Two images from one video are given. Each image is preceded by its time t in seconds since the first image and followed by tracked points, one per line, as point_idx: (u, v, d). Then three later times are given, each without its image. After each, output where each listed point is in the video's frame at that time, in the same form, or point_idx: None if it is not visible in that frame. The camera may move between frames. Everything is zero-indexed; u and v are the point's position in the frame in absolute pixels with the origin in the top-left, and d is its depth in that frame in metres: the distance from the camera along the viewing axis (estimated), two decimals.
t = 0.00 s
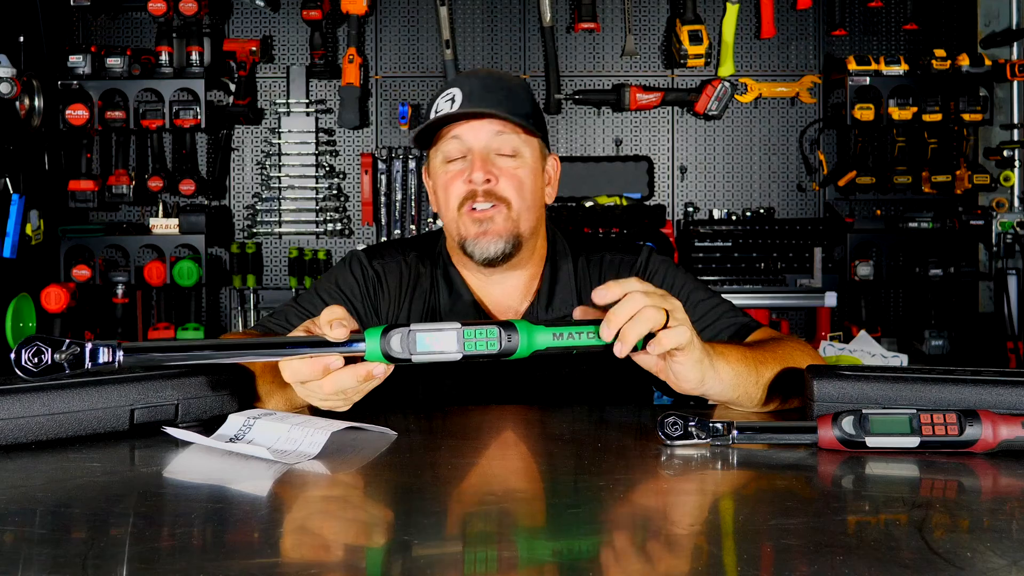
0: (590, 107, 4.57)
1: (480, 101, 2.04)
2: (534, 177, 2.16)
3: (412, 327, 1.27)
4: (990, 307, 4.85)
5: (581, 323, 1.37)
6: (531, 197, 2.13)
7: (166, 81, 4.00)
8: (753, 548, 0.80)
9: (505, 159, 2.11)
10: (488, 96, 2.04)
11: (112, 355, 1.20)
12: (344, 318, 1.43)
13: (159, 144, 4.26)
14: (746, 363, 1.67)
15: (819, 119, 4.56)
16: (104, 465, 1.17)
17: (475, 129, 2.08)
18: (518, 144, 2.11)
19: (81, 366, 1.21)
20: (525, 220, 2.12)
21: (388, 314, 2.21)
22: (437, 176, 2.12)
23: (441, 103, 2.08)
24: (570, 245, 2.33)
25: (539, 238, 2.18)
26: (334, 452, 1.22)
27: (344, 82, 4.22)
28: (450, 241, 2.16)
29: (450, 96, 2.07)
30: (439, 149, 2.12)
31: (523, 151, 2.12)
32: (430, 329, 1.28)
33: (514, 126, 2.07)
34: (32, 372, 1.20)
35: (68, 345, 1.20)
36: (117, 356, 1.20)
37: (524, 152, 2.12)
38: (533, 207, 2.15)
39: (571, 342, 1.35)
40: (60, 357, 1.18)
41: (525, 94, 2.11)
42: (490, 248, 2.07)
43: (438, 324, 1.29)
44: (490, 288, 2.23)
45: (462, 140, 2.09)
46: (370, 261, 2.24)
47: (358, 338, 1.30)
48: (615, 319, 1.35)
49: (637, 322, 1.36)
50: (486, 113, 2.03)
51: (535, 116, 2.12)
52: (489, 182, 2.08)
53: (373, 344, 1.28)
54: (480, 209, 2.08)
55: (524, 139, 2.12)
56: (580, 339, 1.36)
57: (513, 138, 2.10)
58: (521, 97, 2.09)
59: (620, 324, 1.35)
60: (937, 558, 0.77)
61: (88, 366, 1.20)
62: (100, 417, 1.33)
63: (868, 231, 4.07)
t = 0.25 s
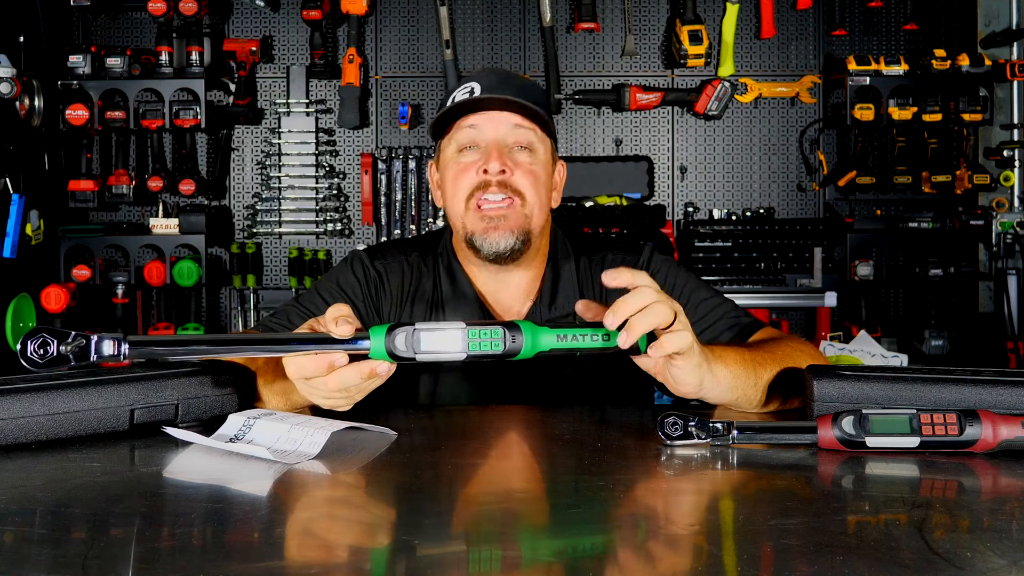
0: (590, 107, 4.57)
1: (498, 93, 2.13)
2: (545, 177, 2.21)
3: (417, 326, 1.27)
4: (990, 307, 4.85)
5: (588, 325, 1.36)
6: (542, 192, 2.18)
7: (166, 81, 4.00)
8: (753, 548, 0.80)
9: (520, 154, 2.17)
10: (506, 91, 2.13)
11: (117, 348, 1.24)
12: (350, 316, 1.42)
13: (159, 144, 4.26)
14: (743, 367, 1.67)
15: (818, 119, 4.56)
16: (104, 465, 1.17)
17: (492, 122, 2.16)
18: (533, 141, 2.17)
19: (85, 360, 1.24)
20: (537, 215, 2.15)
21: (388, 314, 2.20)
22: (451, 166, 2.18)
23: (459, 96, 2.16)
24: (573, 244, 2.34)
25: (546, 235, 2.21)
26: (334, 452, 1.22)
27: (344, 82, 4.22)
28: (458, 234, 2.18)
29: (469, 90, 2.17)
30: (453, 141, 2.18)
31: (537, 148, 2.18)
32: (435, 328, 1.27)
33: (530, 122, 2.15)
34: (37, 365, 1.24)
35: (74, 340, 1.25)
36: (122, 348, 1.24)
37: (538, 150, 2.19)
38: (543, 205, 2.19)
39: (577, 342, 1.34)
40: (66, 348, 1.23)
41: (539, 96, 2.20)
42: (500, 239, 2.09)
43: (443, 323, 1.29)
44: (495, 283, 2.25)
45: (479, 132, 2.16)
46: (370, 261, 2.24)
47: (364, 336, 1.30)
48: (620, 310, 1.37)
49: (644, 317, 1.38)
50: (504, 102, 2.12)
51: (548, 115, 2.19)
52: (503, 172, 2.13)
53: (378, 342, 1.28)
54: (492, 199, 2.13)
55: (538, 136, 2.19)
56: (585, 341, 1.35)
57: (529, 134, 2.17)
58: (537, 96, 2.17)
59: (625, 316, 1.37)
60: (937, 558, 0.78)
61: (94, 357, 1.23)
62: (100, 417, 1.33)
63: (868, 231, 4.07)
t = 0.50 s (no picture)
0: (590, 107, 4.57)
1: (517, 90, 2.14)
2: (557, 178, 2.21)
3: (420, 324, 1.27)
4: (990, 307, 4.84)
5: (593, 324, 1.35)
6: (556, 192, 2.17)
7: (166, 81, 4.00)
8: (753, 548, 0.80)
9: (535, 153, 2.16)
10: (523, 90, 2.13)
11: (119, 347, 1.24)
12: (353, 315, 1.42)
13: (159, 144, 4.26)
14: (740, 368, 1.67)
15: (818, 119, 4.56)
16: (104, 466, 1.17)
17: (510, 120, 2.16)
18: (548, 141, 2.17)
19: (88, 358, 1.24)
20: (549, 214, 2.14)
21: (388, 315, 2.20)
22: (464, 160, 2.16)
23: (475, 91, 2.16)
24: (574, 245, 2.35)
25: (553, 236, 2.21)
26: (334, 452, 1.22)
27: (344, 82, 4.22)
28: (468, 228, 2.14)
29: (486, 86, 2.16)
30: (469, 135, 2.17)
31: (551, 149, 2.18)
32: (438, 326, 1.27)
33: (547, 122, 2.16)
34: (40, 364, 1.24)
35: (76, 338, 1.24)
36: (124, 348, 1.23)
37: (552, 151, 2.19)
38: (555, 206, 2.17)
39: (579, 340, 1.34)
40: (67, 348, 1.22)
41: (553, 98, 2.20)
42: (514, 235, 2.05)
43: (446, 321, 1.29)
44: (500, 280, 2.23)
45: (496, 128, 2.15)
46: (370, 261, 2.23)
47: (365, 334, 1.30)
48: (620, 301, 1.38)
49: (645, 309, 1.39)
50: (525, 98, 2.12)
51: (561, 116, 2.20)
52: (519, 169, 2.12)
53: (380, 341, 1.28)
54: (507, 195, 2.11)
55: (553, 136, 2.18)
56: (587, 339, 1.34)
57: (545, 134, 2.17)
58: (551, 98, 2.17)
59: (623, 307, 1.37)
60: (937, 558, 0.78)
61: (96, 357, 1.23)
62: (100, 417, 1.33)
63: (868, 231, 4.07)
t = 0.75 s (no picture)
0: (590, 107, 4.57)
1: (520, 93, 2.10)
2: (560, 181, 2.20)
3: (419, 320, 1.27)
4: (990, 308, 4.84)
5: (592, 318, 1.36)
6: (558, 197, 2.17)
7: (166, 81, 4.00)
8: (753, 548, 0.80)
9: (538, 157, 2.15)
10: (529, 92, 2.11)
11: (120, 347, 1.23)
12: (351, 311, 1.42)
13: (159, 144, 4.26)
14: (737, 366, 1.66)
15: (819, 119, 4.56)
16: (104, 466, 1.17)
17: (514, 123, 2.13)
18: (551, 145, 2.15)
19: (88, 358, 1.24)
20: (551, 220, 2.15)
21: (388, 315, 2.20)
22: (467, 163, 2.15)
23: (480, 92, 2.13)
24: (574, 245, 2.35)
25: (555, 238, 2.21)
26: (334, 452, 1.22)
27: (344, 82, 4.22)
28: (468, 232, 2.16)
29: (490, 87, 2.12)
30: (472, 138, 2.15)
31: (554, 152, 2.16)
32: (438, 322, 1.27)
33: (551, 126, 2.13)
34: (39, 363, 1.23)
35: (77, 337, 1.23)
36: (125, 348, 1.23)
37: (555, 154, 2.17)
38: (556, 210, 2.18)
39: (578, 334, 1.34)
40: (68, 348, 1.22)
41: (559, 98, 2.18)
42: (516, 247, 2.09)
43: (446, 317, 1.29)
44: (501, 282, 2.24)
45: (500, 131, 2.13)
46: (370, 261, 2.24)
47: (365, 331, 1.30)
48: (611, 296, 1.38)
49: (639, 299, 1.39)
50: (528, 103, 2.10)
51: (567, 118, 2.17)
52: (521, 176, 2.11)
53: (380, 337, 1.28)
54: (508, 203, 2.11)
55: (557, 140, 2.16)
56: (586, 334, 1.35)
57: (548, 138, 2.15)
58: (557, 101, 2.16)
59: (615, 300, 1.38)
60: (937, 558, 0.77)
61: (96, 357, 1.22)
62: (100, 417, 1.33)
63: (868, 231, 4.06)
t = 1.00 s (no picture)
0: (590, 107, 4.57)
1: (518, 108, 2.03)
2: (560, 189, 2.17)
3: (417, 331, 1.27)
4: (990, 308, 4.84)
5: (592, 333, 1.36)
6: (558, 208, 2.14)
7: (166, 81, 4.00)
8: (753, 548, 0.80)
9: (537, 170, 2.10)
10: (529, 104, 2.04)
11: (117, 347, 1.24)
12: (351, 319, 1.41)
13: (159, 144, 4.26)
14: (739, 373, 1.66)
15: (819, 119, 4.56)
16: (104, 465, 1.17)
17: (512, 138, 2.07)
18: (551, 157, 2.10)
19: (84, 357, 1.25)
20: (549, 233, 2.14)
21: (388, 315, 2.20)
22: (465, 176, 2.11)
23: (476, 102, 2.05)
24: (574, 246, 2.35)
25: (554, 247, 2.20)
26: (334, 452, 1.22)
27: (344, 82, 4.22)
28: (468, 245, 2.16)
29: (487, 99, 2.04)
30: (471, 150, 2.10)
31: (554, 163, 2.11)
32: (436, 333, 1.27)
33: (550, 140, 2.07)
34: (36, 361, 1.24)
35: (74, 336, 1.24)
36: (122, 348, 1.24)
37: (555, 164, 2.12)
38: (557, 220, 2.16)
39: (576, 350, 1.35)
40: (65, 347, 1.23)
41: (561, 106, 2.12)
42: (515, 261, 2.09)
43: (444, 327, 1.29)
44: (499, 291, 2.23)
45: (497, 147, 2.07)
46: (370, 261, 2.24)
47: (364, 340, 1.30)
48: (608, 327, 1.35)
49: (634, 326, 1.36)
50: (524, 123, 2.03)
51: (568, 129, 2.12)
52: (520, 194, 2.08)
53: (378, 346, 1.29)
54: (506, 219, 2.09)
55: (557, 152, 2.12)
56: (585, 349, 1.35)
57: (548, 151, 2.09)
58: (558, 110, 2.11)
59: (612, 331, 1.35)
60: (937, 558, 0.77)
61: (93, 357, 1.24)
62: (100, 417, 1.33)
63: (868, 231, 4.06)
